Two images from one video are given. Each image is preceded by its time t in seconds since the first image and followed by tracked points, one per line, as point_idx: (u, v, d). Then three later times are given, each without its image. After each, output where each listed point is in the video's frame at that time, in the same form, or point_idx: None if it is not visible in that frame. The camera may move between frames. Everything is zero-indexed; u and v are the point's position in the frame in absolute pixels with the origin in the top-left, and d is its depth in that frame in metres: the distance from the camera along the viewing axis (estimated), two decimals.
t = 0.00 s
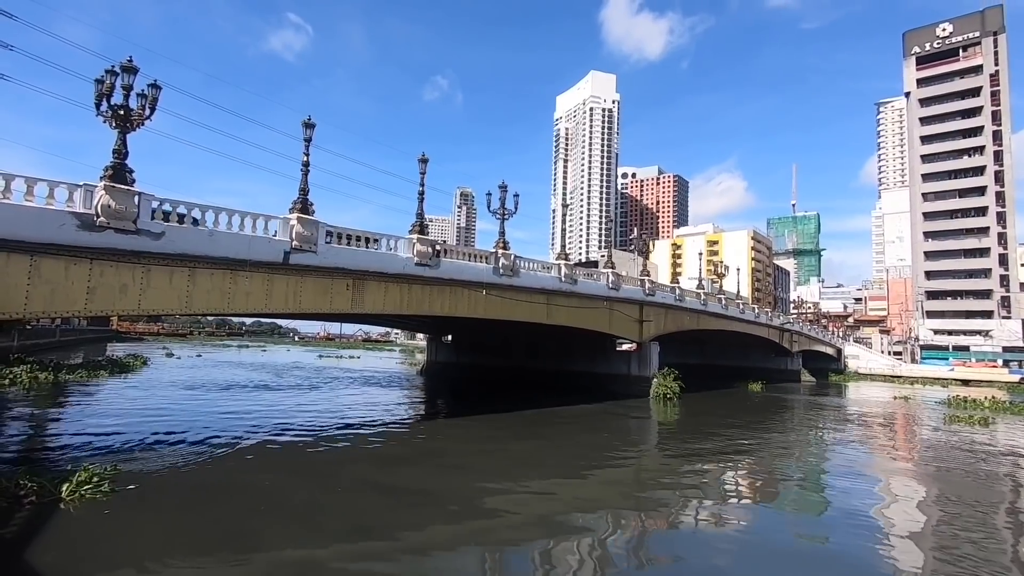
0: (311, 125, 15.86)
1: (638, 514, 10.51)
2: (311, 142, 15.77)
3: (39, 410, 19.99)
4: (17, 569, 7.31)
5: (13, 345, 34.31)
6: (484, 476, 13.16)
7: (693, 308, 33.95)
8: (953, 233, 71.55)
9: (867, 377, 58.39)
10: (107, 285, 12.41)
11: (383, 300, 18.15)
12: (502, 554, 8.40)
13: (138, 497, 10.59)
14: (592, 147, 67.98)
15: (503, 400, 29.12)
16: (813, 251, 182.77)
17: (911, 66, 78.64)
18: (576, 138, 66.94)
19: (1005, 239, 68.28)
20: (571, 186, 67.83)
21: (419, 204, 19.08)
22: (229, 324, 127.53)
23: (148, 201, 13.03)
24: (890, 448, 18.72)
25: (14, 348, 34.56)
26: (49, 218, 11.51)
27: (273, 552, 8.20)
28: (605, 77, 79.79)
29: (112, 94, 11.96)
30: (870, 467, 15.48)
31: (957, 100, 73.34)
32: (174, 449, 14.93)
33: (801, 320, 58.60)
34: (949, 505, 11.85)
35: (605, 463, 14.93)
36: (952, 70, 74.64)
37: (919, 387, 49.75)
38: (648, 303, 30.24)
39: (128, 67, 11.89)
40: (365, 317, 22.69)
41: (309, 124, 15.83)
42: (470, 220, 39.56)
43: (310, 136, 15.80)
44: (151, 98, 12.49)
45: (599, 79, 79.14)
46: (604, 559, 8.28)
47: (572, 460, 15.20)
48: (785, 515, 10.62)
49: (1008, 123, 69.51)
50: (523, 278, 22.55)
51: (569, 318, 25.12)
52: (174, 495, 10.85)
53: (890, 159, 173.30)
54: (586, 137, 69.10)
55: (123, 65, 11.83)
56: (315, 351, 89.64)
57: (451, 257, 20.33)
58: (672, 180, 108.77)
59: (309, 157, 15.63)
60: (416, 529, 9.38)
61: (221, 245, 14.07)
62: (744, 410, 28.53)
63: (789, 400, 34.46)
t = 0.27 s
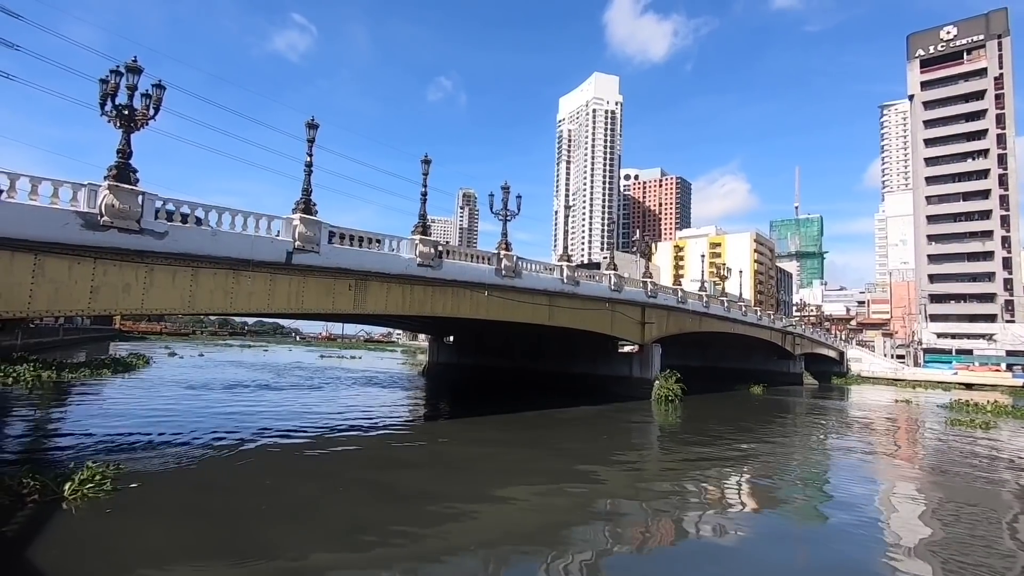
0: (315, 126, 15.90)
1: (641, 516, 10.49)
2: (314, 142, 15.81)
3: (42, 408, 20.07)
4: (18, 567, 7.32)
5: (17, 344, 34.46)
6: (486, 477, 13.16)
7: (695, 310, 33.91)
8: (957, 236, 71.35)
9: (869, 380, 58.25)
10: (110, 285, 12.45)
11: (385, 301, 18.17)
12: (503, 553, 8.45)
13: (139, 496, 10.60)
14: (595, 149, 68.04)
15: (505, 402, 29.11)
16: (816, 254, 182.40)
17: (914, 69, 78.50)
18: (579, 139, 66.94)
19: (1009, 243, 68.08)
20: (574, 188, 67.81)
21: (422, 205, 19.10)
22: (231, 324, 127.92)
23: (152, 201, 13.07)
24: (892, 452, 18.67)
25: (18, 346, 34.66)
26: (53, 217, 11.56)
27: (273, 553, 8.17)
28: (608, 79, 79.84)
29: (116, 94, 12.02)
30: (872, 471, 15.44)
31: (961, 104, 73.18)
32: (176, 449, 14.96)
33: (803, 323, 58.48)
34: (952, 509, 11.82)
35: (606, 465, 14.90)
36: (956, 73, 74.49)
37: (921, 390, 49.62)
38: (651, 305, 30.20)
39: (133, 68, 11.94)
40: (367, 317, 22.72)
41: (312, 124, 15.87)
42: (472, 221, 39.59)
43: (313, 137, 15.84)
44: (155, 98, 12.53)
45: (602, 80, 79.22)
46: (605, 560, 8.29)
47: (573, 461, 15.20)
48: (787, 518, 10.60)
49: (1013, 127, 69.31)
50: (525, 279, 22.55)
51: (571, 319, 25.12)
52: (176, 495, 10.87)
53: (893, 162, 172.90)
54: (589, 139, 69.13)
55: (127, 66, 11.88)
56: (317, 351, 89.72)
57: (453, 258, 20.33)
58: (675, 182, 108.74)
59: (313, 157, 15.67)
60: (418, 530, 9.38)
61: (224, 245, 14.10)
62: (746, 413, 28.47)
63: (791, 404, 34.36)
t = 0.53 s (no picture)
0: (318, 127, 15.96)
1: (642, 518, 10.51)
2: (317, 143, 15.86)
3: (45, 407, 20.15)
4: (21, 566, 7.35)
5: (20, 343, 34.59)
6: (487, 478, 13.18)
7: (697, 312, 33.88)
8: (961, 239, 71.20)
9: (872, 383, 58.12)
10: (114, 284, 12.50)
11: (387, 301, 18.21)
12: (504, 554, 8.47)
13: (141, 496, 10.63)
14: (598, 150, 68.09)
15: (507, 403, 29.12)
16: (819, 256, 182.05)
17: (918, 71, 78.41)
18: (582, 141, 66.99)
19: (1013, 246, 67.85)
20: (576, 190, 67.85)
21: (424, 206, 19.15)
22: (234, 325, 128.22)
23: (155, 201, 13.12)
24: (895, 455, 18.62)
25: (21, 345, 34.75)
26: (57, 217, 11.61)
27: (275, 553, 8.18)
28: (611, 81, 79.92)
29: (121, 94, 12.07)
30: (873, 474, 15.45)
31: (965, 106, 73.07)
32: (179, 448, 14.98)
33: (806, 326, 58.36)
34: (953, 512, 11.83)
35: (607, 467, 14.90)
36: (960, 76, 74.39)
37: (924, 394, 49.47)
38: (653, 306, 30.19)
39: (138, 68, 12.00)
40: (369, 318, 22.76)
41: (315, 125, 15.92)
42: (475, 222, 39.65)
43: (316, 137, 15.89)
44: (160, 98, 12.59)
45: (605, 82, 79.31)
46: (604, 561, 8.34)
47: (574, 463, 15.21)
48: (788, 521, 10.61)
49: (1017, 130, 69.16)
50: (527, 280, 22.58)
51: (574, 321, 25.12)
52: (178, 494, 10.90)
53: (897, 164, 172.50)
54: (592, 141, 69.19)
55: (132, 66, 11.94)
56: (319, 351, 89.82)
57: (455, 259, 20.35)
58: (678, 184, 108.74)
59: (315, 158, 15.71)
60: (419, 530, 9.41)
61: (227, 245, 14.15)
62: (748, 415, 28.46)
63: (793, 406, 34.32)
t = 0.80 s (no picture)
0: (319, 128, 15.98)
1: (643, 519, 10.53)
2: (319, 144, 15.88)
3: (46, 408, 20.18)
4: (22, 566, 7.37)
5: (22, 343, 34.64)
6: (488, 479, 13.19)
7: (698, 313, 33.88)
8: (963, 241, 71.11)
9: (873, 385, 58.03)
10: (115, 285, 12.52)
11: (388, 302, 18.20)
12: (504, 555, 8.49)
13: (142, 496, 10.65)
14: (599, 151, 68.12)
15: (507, 404, 29.11)
16: (820, 257, 181.91)
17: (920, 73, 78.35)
18: (583, 142, 67.02)
19: (1015, 248, 67.77)
20: (578, 191, 67.86)
21: (426, 207, 19.17)
22: (235, 325, 128.37)
23: (157, 202, 13.14)
24: (896, 457, 18.62)
25: (23, 345, 34.80)
26: (59, 217, 11.63)
27: (275, 554, 8.19)
28: (612, 82, 79.97)
29: (123, 95, 12.09)
30: (874, 475, 15.46)
31: (967, 108, 73.01)
32: (180, 449, 15.00)
33: (807, 327, 58.28)
34: (954, 514, 11.83)
35: (608, 468, 14.89)
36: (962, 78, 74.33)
37: (925, 395, 49.41)
38: (654, 308, 30.17)
39: (140, 69, 12.02)
40: (370, 318, 22.76)
41: (317, 126, 15.95)
42: (476, 223, 39.67)
43: (318, 139, 15.91)
44: (161, 99, 12.61)
45: (606, 83, 79.36)
46: (606, 563, 8.35)
47: (574, 464, 15.25)
48: (789, 522, 10.63)
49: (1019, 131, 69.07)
50: (528, 281, 22.59)
51: (575, 322, 25.12)
52: (178, 495, 10.91)
53: (898, 165, 172.31)
54: (593, 142, 69.20)
55: (135, 67, 11.97)
56: (320, 352, 89.85)
57: (456, 260, 20.36)
58: (679, 186, 108.76)
59: (317, 158, 15.73)
60: (419, 530, 9.43)
61: (228, 245, 14.17)
62: (749, 417, 28.48)
63: (794, 408, 34.30)
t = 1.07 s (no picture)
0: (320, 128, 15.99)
1: (644, 519, 10.53)
2: (319, 144, 15.89)
3: (47, 407, 20.21)
4: (22, 565, 7.37)
5: (23, 342, 34.68)
6: (488, 479, 13.19)
7: (699, 313, 33.86)
8: (964, 241, 71.02)
9: (874, 385, 58.00)
10: (116, 285, 12.53)
11: (388, 302, 18.20)
12: (504, 554, 8.51)
13: (143, 495, 10.66)
14: (600, 151, 68.12)
15: (508, 404, 29.10)
16: (821, 258, 181.76)
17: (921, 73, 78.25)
18: (584, 142, 67.00)
19: (1016, 248, 67.71)
20: (578, 191, 67.87)
21: (426, 207, 19.17)
22: (235, 325, 128.46)
23: (158, 201, 13.16)
24: (897, 458, 18.58)
25: (23, 344, 34.82)
26: (60, 217, 11.64)
27: (276, 554, 8.20)
28: (613, 82, 79.94)
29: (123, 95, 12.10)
30: (874, 476, 15.46)
31: (969, 108, 72.93)
32: (180, 448, 15.00)
33: (808, 328, 58.22)
34: (955, 514, 11.81)
35: (609, 469, 14.87)
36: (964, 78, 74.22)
37: (926, 396, 49.39)
38: (654, 308, 30.16)
39: (141, 69, 12.03)
40: (370, 318, 22.75)
41: (318, 126, 15.95)
42: (476, 223, 39.68)
43: (319, 138, 15.92)
44: (162, 99, 12.62)
45: (607, 83, 79.33)
46: (608, 563, 8.35)
47: (575, 464, 15.24)
48: (789, 523, 10.63)
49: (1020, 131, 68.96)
50: (528, 281, 22.58)
51: (575, 322, 25.11)
52: (179, 494, 10.91)
53: (899, 165, 172.18)
54: (594, 142, 69.16)
55: (136, 67, 11.98)
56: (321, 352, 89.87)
57: (457, 260, 20.36)
58: (680, 186, 108.70)
59: (318, 158, 15.73)
60: (419, 530, 9.42)
61: (229, 245, 14.18)
62: (749, 417, 28.49)
63: (795, 408, 34.30)
